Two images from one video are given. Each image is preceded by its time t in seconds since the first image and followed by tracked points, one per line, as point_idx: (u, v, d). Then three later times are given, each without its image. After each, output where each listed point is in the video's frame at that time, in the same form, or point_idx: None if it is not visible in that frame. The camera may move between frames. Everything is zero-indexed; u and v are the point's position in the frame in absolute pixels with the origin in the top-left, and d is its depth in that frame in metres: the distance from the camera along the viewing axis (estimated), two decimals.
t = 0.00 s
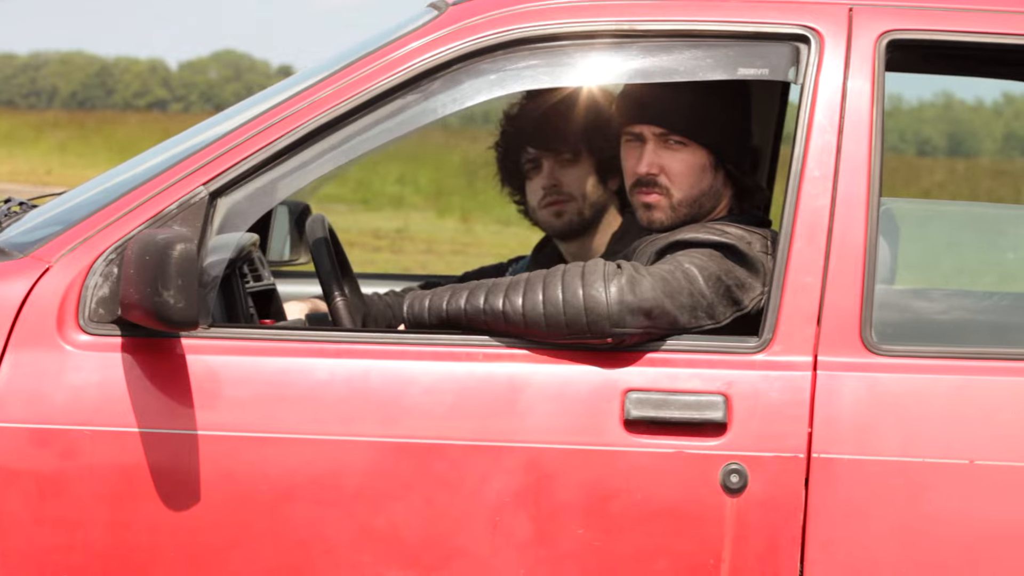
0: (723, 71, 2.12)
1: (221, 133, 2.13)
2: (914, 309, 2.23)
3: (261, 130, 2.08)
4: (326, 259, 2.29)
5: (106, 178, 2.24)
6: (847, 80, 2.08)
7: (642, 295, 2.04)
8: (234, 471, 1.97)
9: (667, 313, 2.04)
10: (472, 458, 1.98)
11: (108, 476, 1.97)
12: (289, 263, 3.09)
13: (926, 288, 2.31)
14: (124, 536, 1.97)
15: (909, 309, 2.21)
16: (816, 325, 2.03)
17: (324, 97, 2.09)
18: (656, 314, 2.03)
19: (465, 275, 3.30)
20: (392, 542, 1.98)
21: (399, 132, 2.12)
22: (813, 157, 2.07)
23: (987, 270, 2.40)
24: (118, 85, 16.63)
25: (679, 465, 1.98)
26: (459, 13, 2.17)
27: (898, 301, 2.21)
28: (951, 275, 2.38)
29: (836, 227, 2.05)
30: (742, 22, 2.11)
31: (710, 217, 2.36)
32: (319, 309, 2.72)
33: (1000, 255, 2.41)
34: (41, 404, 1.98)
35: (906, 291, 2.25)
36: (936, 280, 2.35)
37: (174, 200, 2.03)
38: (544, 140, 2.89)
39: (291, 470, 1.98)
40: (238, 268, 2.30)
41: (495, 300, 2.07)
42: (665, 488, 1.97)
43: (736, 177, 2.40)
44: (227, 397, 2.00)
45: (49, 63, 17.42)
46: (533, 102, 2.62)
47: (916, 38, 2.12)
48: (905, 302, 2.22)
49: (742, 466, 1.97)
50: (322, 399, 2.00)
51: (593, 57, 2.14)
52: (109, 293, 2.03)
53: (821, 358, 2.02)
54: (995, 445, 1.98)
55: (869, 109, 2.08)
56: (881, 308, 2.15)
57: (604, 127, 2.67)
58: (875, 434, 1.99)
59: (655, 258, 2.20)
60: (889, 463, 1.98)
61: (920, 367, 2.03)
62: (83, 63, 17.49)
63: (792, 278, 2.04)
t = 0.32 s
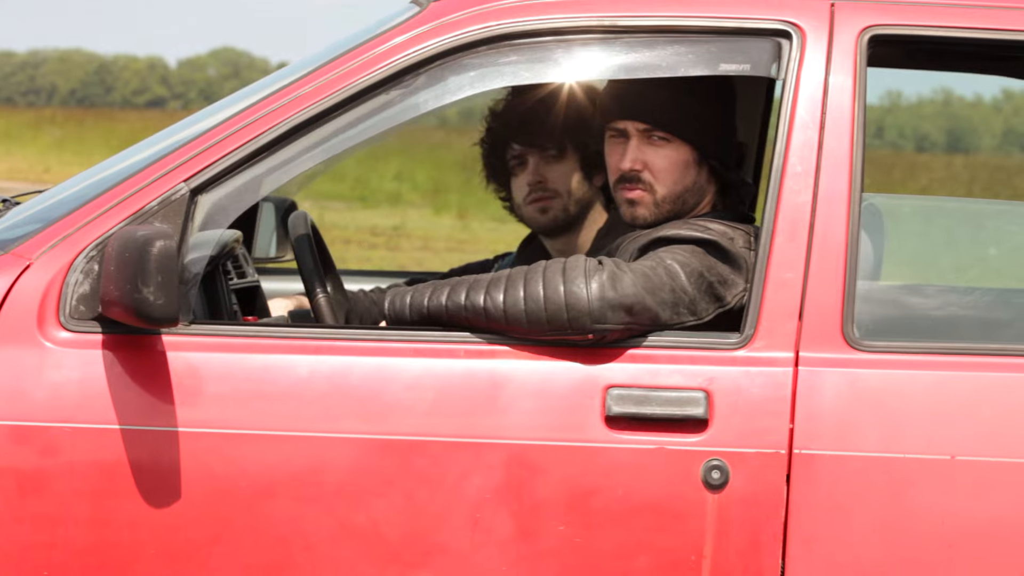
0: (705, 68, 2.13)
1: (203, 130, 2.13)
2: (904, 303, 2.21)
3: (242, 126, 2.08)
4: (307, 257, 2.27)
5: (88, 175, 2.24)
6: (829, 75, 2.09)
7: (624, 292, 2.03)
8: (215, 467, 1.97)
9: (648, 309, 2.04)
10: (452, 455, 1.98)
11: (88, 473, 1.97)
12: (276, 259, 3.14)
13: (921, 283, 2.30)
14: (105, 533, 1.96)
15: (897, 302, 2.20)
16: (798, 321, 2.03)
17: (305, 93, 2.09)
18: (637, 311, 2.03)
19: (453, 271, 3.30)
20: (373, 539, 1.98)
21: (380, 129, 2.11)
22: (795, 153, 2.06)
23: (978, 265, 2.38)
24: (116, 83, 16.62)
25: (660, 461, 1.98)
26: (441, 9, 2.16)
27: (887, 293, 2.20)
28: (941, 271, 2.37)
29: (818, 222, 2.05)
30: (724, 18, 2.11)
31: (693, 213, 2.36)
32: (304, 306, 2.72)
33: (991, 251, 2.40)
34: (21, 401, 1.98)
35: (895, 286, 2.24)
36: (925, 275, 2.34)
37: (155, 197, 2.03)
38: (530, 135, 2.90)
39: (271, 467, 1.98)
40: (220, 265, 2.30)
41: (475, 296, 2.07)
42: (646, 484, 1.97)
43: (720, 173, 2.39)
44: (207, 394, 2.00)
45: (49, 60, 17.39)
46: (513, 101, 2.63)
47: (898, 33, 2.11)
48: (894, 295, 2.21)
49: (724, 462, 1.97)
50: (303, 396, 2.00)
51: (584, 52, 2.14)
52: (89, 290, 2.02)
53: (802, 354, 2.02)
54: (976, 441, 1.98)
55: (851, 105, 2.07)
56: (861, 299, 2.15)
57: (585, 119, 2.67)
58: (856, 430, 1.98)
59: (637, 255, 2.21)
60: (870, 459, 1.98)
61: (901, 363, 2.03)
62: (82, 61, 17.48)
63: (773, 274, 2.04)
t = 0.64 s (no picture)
0: (683, 63, 2.13)
1: (182, 127, 2.13)
2: (895, 300, 2.24)
3: (221, 123, 2.07)
4: (287, 250, 2.27)
5: (68, 171, 2.23)
6: (808, 71, 2.08)
7: (602, 288, 2.03)
8: (192, 464, 1.97)
9: (627, 306, 2.04)
10: (431, 451, 1.98)
11: (66, 469, 1.96)
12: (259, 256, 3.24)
13: (915, 280, 2.32)
14: (83, 529, 1.96)
15: (888, 299, 2.23)
16: (777, 316, 2.03)
17: (284, 89, 2.09)
18: (616, 307, 2.02)
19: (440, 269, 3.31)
20: (351, 535, 1.97)
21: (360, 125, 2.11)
22: (775, 148, 2.06)
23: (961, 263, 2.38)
24: (115, 80, 16.61)
25: (639, 457, 1.98)
26: (421, 4, 2.16)
27: (878, 291, 2.24)
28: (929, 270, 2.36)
29: (797, 216, 2.04)
30: (704, 13, 2.11)
31: (675, 210, 2.35)
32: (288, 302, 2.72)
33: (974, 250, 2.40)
34: None
35: (886, 283, 2.28)
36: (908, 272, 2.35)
37: (133, 193, 2.02)
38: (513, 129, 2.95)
39: (249, 463, 1.97)
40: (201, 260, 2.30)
41: (454, 292, 2.06)
42: (625, 480, 1.97)
43: (702, 169, 2.39)
44: (185, 390, 1.99)
45: (48, 58, 17.35)
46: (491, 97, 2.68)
47: (877, 29, 2.11)
48: (884, 292, 2.25)
49: (702, 458, 1.97)
50: (281, 392, 2.00)
51: (573, 48, 2.14)
52: (67, 286, 2.02)
53: (781, 350, 2.02)
54: (956, 437, 1.97)
55: (830, 101, 2.07)
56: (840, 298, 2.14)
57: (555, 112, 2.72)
58: (835, 426, 1.98)
59: (617, 251, 2.21)
60: (849, 455, 1.97)
61: (880, 359, 2.03)
62: (82, 58, 17.47)
63: (752, 269, 2.04)
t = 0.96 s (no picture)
0: (660, 57, 2.12)
1: (157, 123, 2.12)
2: (886, 295, 2.26)
3: (196, 119, 2.07)
4: (264, 247, 2.27)
5: (45, 168, 2.23)
6: (785, 67, 2.08)
7: (578, 284, 2.02)
8: (167, 461, 1.97)
9: (603, 302, 2.03)
10: (405, 447, 1.98)
11: (40, 466, 1.96)
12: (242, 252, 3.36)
13: (910, 277, 2.33)
14: (58, 526, 1.96)
15: (878, 295, 2.25)
16: (753, 313, 2.03)
17: (260, 86, 2.08)
18: (592, 303, 2.01)
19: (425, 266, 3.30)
20: (326, 532, 1.97)
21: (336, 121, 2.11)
22: (751, 144, 2.06)
23: (943, 259, 2.37)
24: (113, 78, 16.60)
25: (614, 453, 1.98)
26: None
27: (868, 286, 2.27)
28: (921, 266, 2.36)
29: (773, 212, 2.04)
30: (680, 9, 2.11)
31: (652, 206, 2.38)
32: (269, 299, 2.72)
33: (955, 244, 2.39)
34: None
35: (877, 279, 2.30)
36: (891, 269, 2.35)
37: (108, 190, 2.02)
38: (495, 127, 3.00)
39: (224, 460, 1.97)
40: (179, 257, 2.30)
41: (429, 289, 2.05)
42: (600, 477, 1.97)
43: (677, 164, 2.41)
44: (160, 387, 1.99)
45: (46, 56, 17.34)
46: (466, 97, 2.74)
47: (854, 24, 2.11)
48: (875, 288, 2.27)
49: (678, 454, 1.97)
50: (256, 389, 2.00)
51: (555, 43, 2.14)
52: (42, 283, 2.02)
53: (756, 347, 2.02)
54: (931, 432, 1.97)
55: (806, 97, 2.07)
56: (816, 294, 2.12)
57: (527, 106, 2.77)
58: (810, 423, 1.98)
59: (594, 247, 2.21)
60: (824, 451, 1.97)
61: (855, 355, 2.03)
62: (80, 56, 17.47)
63: (727, 266, 2.04)
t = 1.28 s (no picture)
0: (638, 58, 2.13)
1: (134, 122, 2.12)
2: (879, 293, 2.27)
3: (173, 118, 2.07)
4: (242, 247, 2.26)
5: (23, 167, 2.22)
6: (762, 64, 2.08)
7: (554, 282, 2.01)
8: (144, 460, 1.97)
9: (580, 300, 2.02)
10: (382, 447, 1.97)
11: (18, 467, 1.96)
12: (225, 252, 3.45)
13: (910, 276, 2.34)
14: (35, 526, 1.96)
15: (874, 293, 2.25)
16: (730, 310, 2.03)
17: (237, 84, 2.08)
18: (569, 301, 2.01)
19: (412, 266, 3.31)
20: (303, 531, 1.97)
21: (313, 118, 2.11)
22: (728, 141, 2.06)
23: (938, 257, 2.38)
24: (111, 79, 16.60)
25: (591, 452, 1.97)
26: None
27: (862, 284, 2.27)
28: (920, 267, 2.36)
29: (751, 209, 2.04)
30: (657, 7, 2.11)
31: (631, 205, 2.41)
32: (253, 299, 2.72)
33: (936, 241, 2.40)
34: None
35: (870, 276, 2.30)
36: (885, 267, 2.34)
37: (85, 189, 2.02)
38: (476, 125, 3.03)
39: (201, 459, 1.97)
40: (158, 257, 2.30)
41: (406, 287, 2.05)
42: (578, 475, 1.97)
43: (655, 162, 2.44)
44: (136, 387, 1.99)
45: (44, 57, 17.35)
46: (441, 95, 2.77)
47: (832, 21, 2.11)
48: (868, 285, 2.27)
49: (655, 453, 1.97)
50: (233, 388, 2.00)
51: (539, 42, 2.14)
52: (19, 283, 2.01)
53: (734, 345, 2.01)
54: (907, 430, 1.97)
55: (784, 94, 2.07)
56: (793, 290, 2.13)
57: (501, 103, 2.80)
58: (788, 421, 1.98)
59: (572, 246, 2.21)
60: (801, 449, 1.97)
61: (833, 353, 2.03)
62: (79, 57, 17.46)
63: (704, 264, 2.04)
